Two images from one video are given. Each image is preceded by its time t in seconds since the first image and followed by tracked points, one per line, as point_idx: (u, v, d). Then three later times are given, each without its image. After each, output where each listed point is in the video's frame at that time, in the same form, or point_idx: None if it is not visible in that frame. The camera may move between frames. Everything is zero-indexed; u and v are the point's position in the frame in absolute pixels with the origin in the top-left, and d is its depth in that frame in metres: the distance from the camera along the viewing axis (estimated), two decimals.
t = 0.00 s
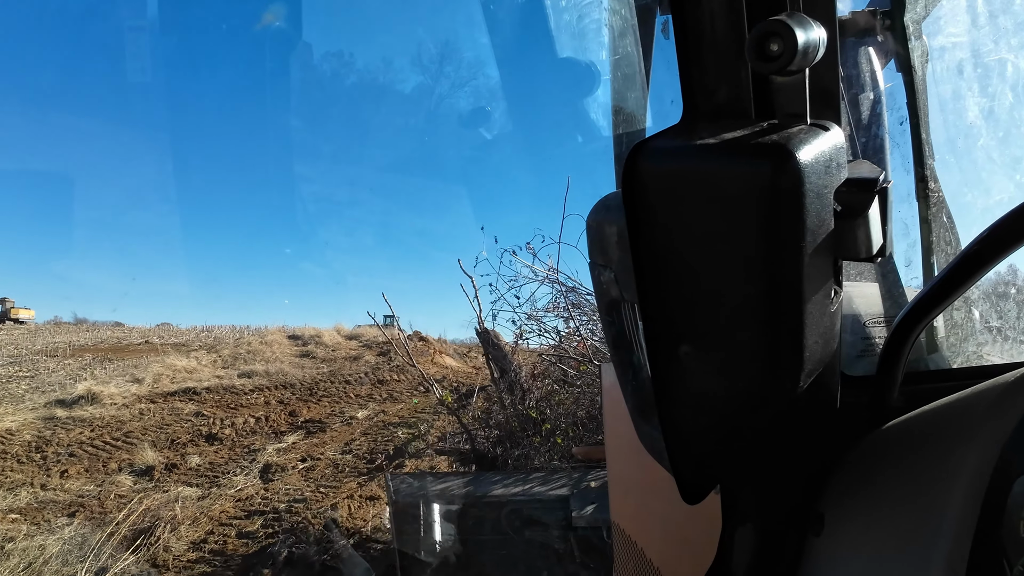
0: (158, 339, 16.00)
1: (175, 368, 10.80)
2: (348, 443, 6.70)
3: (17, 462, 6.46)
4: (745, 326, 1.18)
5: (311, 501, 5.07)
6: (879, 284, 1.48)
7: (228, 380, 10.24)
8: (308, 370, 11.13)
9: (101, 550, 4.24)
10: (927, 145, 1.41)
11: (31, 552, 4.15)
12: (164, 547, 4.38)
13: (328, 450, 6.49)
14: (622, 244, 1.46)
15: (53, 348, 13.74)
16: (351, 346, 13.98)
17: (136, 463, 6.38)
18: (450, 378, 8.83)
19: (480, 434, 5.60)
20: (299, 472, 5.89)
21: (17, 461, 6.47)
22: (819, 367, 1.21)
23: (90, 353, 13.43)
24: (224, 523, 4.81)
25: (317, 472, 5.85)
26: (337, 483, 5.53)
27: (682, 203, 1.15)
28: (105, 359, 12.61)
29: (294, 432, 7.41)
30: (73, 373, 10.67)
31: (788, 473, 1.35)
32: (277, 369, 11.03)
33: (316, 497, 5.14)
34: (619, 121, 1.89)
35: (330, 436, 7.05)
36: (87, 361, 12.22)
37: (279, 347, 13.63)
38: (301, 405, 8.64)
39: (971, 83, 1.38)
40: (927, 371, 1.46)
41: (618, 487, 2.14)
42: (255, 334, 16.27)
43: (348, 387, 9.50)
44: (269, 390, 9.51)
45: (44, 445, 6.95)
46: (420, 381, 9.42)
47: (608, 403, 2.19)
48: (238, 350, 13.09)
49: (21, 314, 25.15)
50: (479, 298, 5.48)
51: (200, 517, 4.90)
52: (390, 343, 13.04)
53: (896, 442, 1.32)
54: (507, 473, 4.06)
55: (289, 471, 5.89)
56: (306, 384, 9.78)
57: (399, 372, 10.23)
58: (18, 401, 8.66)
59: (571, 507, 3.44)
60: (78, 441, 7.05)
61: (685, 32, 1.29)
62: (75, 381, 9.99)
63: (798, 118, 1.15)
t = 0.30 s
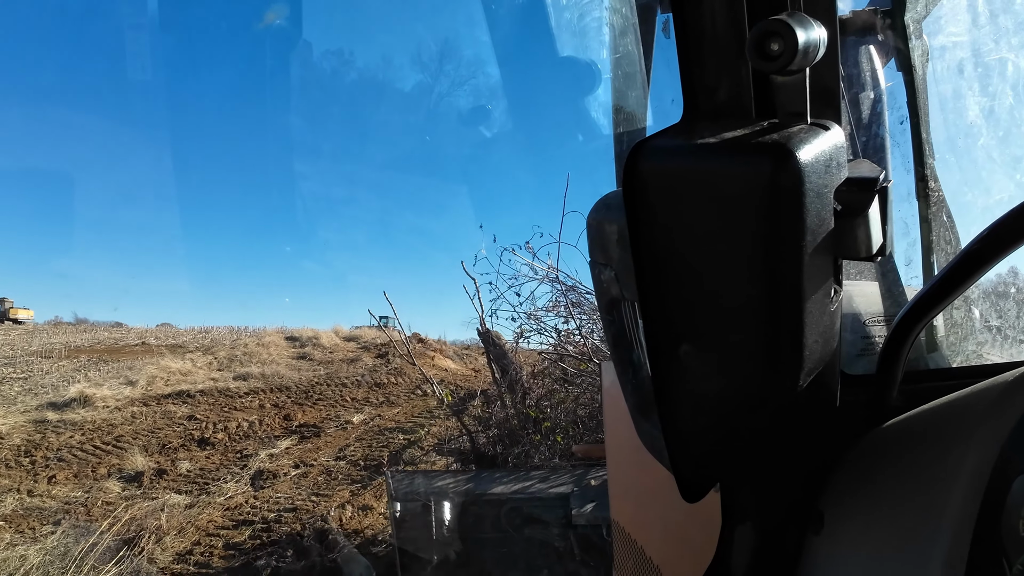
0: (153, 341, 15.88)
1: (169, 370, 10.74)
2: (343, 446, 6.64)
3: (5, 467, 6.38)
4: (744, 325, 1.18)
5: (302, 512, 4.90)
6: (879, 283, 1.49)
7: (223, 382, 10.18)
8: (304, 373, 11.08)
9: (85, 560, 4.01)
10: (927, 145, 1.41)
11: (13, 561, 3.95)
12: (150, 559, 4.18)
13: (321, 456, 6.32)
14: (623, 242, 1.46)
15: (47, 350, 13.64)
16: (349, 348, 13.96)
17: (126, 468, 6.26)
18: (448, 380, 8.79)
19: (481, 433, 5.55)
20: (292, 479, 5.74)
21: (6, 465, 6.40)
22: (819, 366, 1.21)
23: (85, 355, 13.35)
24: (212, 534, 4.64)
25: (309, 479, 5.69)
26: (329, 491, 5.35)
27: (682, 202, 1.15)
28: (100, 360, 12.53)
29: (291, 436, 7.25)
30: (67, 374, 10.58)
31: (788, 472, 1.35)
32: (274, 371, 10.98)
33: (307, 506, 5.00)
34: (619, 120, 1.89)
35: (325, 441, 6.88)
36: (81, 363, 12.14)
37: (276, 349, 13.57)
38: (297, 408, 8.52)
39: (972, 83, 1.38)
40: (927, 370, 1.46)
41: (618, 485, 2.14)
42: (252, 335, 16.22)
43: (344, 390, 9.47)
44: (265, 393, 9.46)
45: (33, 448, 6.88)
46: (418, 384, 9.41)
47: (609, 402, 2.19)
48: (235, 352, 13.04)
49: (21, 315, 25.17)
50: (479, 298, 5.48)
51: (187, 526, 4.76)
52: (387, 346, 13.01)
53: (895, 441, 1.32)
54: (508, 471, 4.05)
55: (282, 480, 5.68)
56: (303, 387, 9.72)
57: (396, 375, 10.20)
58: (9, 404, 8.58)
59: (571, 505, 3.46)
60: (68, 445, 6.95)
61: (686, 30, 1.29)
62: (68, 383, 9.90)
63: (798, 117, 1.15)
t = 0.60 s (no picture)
0: (148, 343, 15.77)
1: (163, 372, 10.65)
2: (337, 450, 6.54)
3: None
4: (743, 324, 1.18)
5: (291, 522, 4.69)
6: (878, 282, 1.47)
7: (217, 385, 10.10)
8: (299, 376, 11.02)
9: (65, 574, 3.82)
10: (926, 144, 1.41)
11: None
12: (132, 570, 3.98)
13: (313, 463, 6.14)
14: (620, 240, 1.45)
15: (39, 351, 13.53)
16: (345, 349, 13.93)
17: (115, 474, 6.05)
18: (446, 383, 8.74)
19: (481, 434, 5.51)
20: (281, 487, 5.50)
21: None
22: (817, 364, 1.21)
23: (78, 356, 13.25)
24: (197, 545, 4.44)
25: (301, 487, 5.48)
26: (320, 500, 5.13)
27: (680, 200, 1.15)
28: (93, 362, 12.43)
29: (282, 441, 7.11)
30: (58, 376, 10.47)
31: (786, 470, 1.35)
32: (268, 374, 10.91)
33: (298, 518, 4.76)
34: (618, 118, 1.89)
35: (319, 447, 6.76)
36: (74, 364, 12.02)
37: (272, 351, 13.51)
38: (290, 413, 8.39)
39: (970, 81, 1.38)
40: (924, 369, 1.46)
41: (616, 484, 2.14)
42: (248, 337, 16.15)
43: (339, 393, 9.42)
44: (259, 396, 9.39)
45: (22, 452, 6.72)
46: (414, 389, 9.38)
47: (607, 402, 2.19)
48: (230, 354, 12.97)
49: (20, 315, 25.23)
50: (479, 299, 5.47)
51: (172, 537, 4.54)
52: (386, 348, 12.96)
53: (893, 439, 1.33)
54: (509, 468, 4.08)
55: (274, 488, 5.50)
56: (298, 390, 9.66)
57: (393, 379, 10.18)
58: None
59: (569, 502, 3.46)
60: (57, 450, 6.77)
61: (685, 29, 1.29)
62: (60, 384, 9.79)
63: (795, 115, 1.15)
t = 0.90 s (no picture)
0: (144, 345, 15.71)
1: (156, 375, 10.60)
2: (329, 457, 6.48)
3: None
4: (744, 324, 1.18)
5: (280, 534, 4.59)
6: (879, 282, 1.48)
7: (211, 388, 10.06)
8: (295, 379, 10.98)
9: None
10: (927, 143, 1.41)
11: None
12: None
13: (305, 470, 6.08)
14: (621, 240, 1.46)
15: (32, 353, 13.44)
16: (342, 352, 13.91)
17: (102, 481, 5.92)
18: (443, 387, 8.73)
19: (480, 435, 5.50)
20: (271, 495, 5.44)
21: None
22: (817, 365, 1.21)
23: (73, 358, 13.19)
24: (181, 558, 4.33)
25: (292, 495, 5.40)
26: (311, 509, 5.05)
27: (681, 200, 1.15)
28: (87, 364, 12.36)
29: (275, 447, 7.07)
30: (51, 378, 10.41)
31: (786, 470, 1.35)
32: (263, 377, 10.87)
33: (285, 527, 4.71)
34: (618, 118, 1.89)
35: (312, 453, 6.73)
36: (67, 366, 11.95)
37: (268, 353, 13.48)
38: (284, 418, 8.34)
39: (971, 82, 1.38)
40: (926, 369, 1.46)
41: (617, 484, 2.14)
42: (244, 339, 16.11)
43: (335, 397, 9.40)
44: (253, 400, 9.36)
45: (10, 457, 6.61)
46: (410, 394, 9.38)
47: (608, 402, 2.19)
48: (226, 356, 12.92)
49: (18, 316, 25.24)
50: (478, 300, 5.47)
51: (156, 548, 4.42)
52: (383, 351, 12.94)
53: (894, 439, 1.33)
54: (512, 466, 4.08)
55: (263, 496, 5.43)
56: (293, 394, 9.64)
57: (390, 383, 10.17)
58: None
59: (569, 501, 3.45)
60: (46, 455, 6.69)
61: (686, 28, 1.29)
62: (52, 386, 9.72)
63: (797, 115, 1.15)
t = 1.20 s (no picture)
0: (139, 346, 15.68)
1: (150, 378, 10.57)
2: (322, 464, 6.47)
3: None
4: (745, 324, 1.18)
5: (267, 546, 4.57)
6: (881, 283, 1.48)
7: (205, 392, 10.03)
8: (290, 382, 10.95)
9: None
10: (930, 145, 1.41)
11: None
12: None
13: (297, 478, 6.07)
14: (625, 240, 1.46)
15: (24, 355, 13.38)
16: (339, 354, 13.89)
17: (89, 488, 5.90)
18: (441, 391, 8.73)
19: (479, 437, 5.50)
20: (261, 504, 5.42)
21: None
22: (819, 366, 1.21)
23: (67, 360, 13.14)
24: (167, 570, 4.28)
25: (282, 504, 5.38)
26: (301, 520, 5.03)
27: (683, 200, 1.15)
28: (80, 366, 12.31)
29: (269, 453, 7.06)
30: (44, 380, 10.37)
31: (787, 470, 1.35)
32: (259, 380, 10.85)
33: (273, 539, 4.68)
34: (620, 118, 1.89)
35: (305, 459, 6.72)
36: (60, 368, 11.91)
37: (264, 355, 13.45)
38: (278, 422, 8.33)
39: (975, 83, 1.38)
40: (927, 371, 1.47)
41: (618, 485, 2.14)
42: (239, 341, 16.07)
43: (330, 401, 9.39)
44: (247, 404, 9.34)
45: None
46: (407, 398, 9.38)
47: (610, 403, 2.19)
48: (221, 358, 12.89)
49: (16, 318, 25.26)
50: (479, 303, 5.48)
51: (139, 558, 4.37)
52: (380, 354, 12.94)
53: (895, 440, 1.33)
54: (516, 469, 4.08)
55: (252, 506, 5.41)
56: (287, 398, 9.63)
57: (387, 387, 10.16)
58: None
59: (570, 503, 3.46)
60: (34, 461, 6.67)
61: (690, 30, 1.29)
62: (45, 388, 9.69)
63: (801, 116, 1.16)
